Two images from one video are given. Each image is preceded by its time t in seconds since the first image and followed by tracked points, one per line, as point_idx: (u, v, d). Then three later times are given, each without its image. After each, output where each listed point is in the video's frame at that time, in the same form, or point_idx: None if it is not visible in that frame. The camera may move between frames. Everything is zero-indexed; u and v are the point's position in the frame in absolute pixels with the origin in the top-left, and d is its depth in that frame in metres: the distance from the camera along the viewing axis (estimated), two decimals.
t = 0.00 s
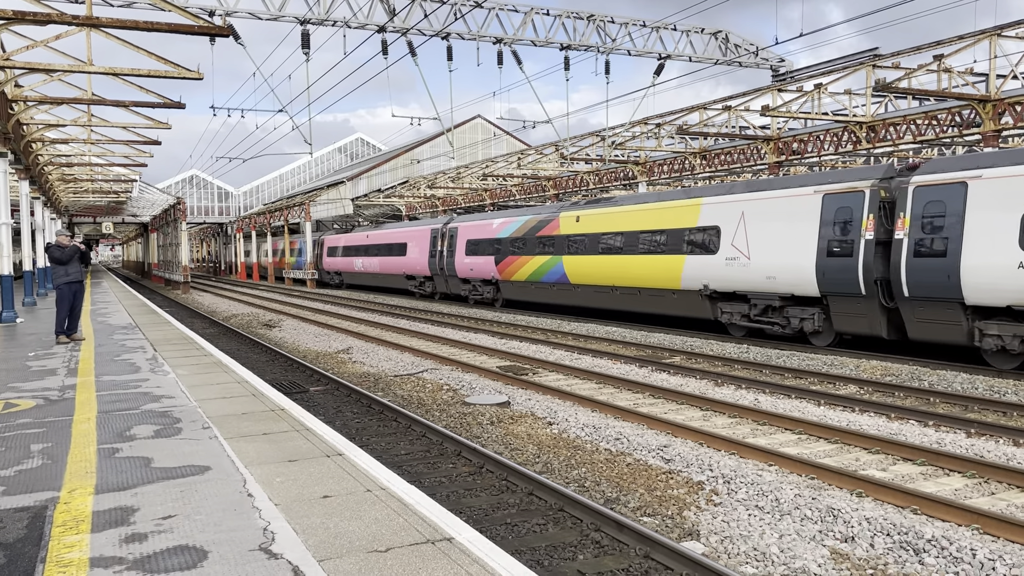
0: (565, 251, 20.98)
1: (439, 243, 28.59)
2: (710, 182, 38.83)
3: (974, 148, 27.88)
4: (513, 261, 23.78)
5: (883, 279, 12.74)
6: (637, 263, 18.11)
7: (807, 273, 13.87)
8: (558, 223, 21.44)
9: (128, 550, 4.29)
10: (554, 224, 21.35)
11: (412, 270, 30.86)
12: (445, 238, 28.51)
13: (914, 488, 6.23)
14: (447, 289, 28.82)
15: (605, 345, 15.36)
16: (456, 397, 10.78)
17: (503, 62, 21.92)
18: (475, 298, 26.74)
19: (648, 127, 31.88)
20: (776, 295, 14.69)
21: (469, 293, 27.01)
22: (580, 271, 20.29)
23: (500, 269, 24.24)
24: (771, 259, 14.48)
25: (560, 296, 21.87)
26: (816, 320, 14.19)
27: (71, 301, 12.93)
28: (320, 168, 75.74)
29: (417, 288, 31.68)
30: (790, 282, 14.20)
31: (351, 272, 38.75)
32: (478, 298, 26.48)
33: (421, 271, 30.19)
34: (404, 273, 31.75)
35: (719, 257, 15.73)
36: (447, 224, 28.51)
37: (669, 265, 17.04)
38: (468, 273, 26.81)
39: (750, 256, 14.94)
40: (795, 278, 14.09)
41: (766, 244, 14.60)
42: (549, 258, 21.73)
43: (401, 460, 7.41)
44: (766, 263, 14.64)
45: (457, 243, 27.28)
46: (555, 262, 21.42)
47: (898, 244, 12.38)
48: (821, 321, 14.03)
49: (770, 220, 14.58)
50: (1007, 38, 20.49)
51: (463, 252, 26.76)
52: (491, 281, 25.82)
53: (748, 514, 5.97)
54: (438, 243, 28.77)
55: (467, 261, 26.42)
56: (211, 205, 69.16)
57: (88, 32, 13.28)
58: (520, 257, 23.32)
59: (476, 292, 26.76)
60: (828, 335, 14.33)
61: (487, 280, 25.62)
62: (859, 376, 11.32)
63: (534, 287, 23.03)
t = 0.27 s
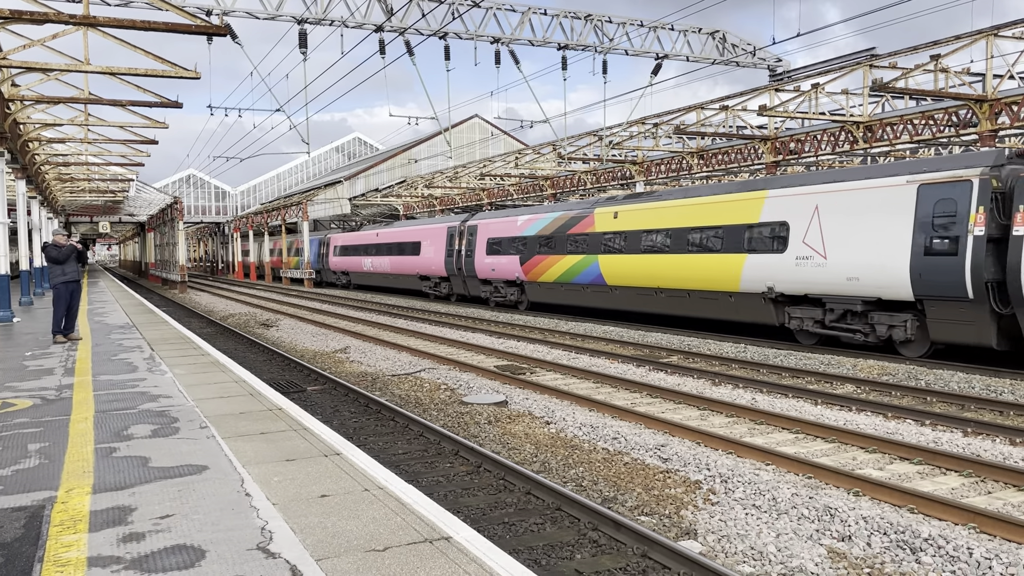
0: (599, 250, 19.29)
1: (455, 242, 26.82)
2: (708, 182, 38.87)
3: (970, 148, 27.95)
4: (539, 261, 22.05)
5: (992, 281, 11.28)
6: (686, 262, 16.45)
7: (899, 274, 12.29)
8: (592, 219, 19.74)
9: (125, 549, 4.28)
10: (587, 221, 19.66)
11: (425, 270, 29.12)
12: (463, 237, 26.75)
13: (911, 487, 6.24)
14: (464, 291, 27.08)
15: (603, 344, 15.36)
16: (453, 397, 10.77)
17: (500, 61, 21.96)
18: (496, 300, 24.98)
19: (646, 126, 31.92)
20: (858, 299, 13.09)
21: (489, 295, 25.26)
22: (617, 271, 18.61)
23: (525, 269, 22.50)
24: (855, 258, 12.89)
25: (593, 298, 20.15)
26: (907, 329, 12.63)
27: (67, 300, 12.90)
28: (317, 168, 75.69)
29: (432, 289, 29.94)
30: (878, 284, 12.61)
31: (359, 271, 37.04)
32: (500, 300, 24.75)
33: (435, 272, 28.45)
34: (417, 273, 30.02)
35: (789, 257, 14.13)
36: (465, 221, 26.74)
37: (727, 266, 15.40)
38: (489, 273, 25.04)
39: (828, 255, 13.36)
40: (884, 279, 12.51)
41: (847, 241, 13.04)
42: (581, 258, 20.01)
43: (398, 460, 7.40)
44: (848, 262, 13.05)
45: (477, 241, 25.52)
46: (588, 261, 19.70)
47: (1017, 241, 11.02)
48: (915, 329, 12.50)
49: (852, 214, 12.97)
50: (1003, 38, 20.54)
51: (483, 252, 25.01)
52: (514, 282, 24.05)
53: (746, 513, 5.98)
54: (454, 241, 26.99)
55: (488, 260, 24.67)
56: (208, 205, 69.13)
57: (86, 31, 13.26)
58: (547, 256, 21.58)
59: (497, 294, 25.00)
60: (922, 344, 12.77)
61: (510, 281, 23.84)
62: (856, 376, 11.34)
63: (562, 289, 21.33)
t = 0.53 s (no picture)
0: (641, 248, 17.81)
1: (475, 241, 25.29)
2: (704, 181, 38.90)
3: (966, 148, 28.02)
4: (570, 260, 20.54)
5: None
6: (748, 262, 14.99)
7: (1013, 275, 10.84)
8: (631, 215, 18.28)
9: (122, 549, 4.28)
10: (627, 217, 18.18)
11: (441, 270, 27.61)
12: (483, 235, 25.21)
13: (906, 487, 6.26)
14: (484, 292, 25.59)
15: (599, 344, 15.36)
16: (450, 397, 10.76)
17: (498, 61, 22.00)
18: (520, 302, 23.43)
19: (642, 126, 31.94)
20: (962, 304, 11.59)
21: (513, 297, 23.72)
22: (662, 273, 17.17)
23: (555, 269, 20.98)
24: (959, 257, 11.45)
25: (631, 301, 18.67)
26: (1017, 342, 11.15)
27: (63, 300, 12.86)
28: (314, 167, 75.60)
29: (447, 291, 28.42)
30: (986, 286, 11.15)
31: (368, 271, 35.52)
32: (525, 302, 23.24)
33: (452, 273, 26.96)
34: (431, 274, 28.53)
35: (875, 256, 12.70)
36: (484, 219, 25.21)
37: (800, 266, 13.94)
38: (512, 274, 23.49)
39: (924, 254, 11.92)
40: (993, 280, 11.07)
41: (945, 238, 11.61)
42: (619, 257, 18.52)
43: (395, 460, 7.39)
44: (949, 261, 11.59)
45: (498, 240, 23.98)
46: (627, 262, 18.22)
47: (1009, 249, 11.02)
48: None
49: (950, 207, 11.56)
50: (999, 38, 20.61)
51: (506, 251, 23.48)
52: (541, 283, 22.50)
53: (742, 512, 5.99)
54: (473, 240, 25.48)
55: (511, 261, 23.14)
56: (204, 204, 69.07)
57: (82, 30, 13.22)
58: (580, 256, 20.07)
59: (521, 296, 23.48)
60: None
61: (538, 282, 22.28)
62: (852, 375, 11.37)
63: (595, 291, 19.85)
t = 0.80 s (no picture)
0: (692, 247, 16.32)
1: (496, 240, 23.87)
2: (700, 181, 38.94)
3: (961, 149, 28.10)
4: (605, 261, 19.09)
5: None
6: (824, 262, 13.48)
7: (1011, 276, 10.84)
8: (680, 211, 16.82)
9: (117, 549, 4.27)
10: (675, 213, 16.69)
11: (458, 270, 26.18)
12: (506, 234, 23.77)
13: (902, 486, 6.28)
14: (506, 294, 24.13)
15: (596, 344, 15.37)
16: (446, 397, 10.75)
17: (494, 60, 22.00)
18: (547, 304, 21.93)
19: (638, 126, 31.94)
20: None
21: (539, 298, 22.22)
22: (716, 275, 15.70)
23: (589, 270, 19.48)
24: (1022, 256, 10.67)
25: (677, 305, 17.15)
26: None
27: (58, 300, 12.81)
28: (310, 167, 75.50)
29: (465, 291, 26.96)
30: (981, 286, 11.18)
31: (378, 271, 34.05)
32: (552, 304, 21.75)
33: (470, 273, 25.54)
34: (447, 274, 27.10)
35: (986, 256, 11.14)
36: (507, 217, 23.74)
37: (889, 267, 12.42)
38: (539, 275, 21.98)
39: None
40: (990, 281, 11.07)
41: None
42: (664, 257, 17.05)
43: (390, 460, 7.38)
44: None
45: (524, 239, 22.48)
46: (673, 262, 16.76)
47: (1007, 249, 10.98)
48: None
49: None
50: (994, 38, 20.66)
51: (533, 250, 21.99)
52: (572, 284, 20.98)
53: (738, 512, 6.00)
54: (495, 238, 24.02)
55: (538, 260, 21.62)
56: (199, 204, 68.97)
57: (78, 29, 13.17)
58: (618, 255, 18.61)
59: (548, 298, 22.00)
60: None
61: (569, 283, 20.75)
62: (848, 375, 11.39)
63: (635, 294, 18.35)
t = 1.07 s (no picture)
0: (754, 246, 14.87)
1: (521, 239, 22.24)
2: (696, 182, 39.01)
3: (956, 149, 28.20)
4: (648, 261, 17.51)
5: None
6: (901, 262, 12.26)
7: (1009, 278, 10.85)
8: (738, 207, 15.38)
9: (112, 549, 4.26)
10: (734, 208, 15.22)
11: (479, 271, 24.53)
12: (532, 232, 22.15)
13: (898, 486, 6.29)
14: (532, 297, 22.47)
15: (592, 344, 15.38)
16: (442, 397, 10.75)
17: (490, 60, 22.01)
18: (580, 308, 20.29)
19: (635, 126, 31.97)
20: None
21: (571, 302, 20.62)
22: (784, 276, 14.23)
23: (630, 271, 17.86)
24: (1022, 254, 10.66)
25: (732, 310, 15.68)
26: None
27: (53, 299, 12.77)
28: (306, 167, 75.43)
29: (485, 293, 25.30)
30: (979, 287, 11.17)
31: (388, 272, 32.40)
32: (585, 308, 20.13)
33: (493, 275, 23.86)
34: (466, 275, 25.45)
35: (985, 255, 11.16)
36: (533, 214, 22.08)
37: (958, 264, 11.47)
38: (570, 276, 20.29)
39: None
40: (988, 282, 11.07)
41: None
42: (720, 257, 15.58)
43: (387, 460, 7.38)
44: None
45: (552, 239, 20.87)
46: (732, 262, 15.30)
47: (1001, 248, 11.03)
48: None
49: None
50: (989, 39, 20.73)
51: (563, 250, 20.34)
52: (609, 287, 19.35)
53: (734, 512, 6.01)
54: (520, 237, 22.38)
55: (570, 261, 19.99)
56: (195, 203, 68.87)
57: (73, 29, 13.14)
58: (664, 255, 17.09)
59: (581, 301, 20.37)
60: None
61: (606, 285, 19.11)
62: (844, 375, 11.42)
63: (683, 296, 16.86)
